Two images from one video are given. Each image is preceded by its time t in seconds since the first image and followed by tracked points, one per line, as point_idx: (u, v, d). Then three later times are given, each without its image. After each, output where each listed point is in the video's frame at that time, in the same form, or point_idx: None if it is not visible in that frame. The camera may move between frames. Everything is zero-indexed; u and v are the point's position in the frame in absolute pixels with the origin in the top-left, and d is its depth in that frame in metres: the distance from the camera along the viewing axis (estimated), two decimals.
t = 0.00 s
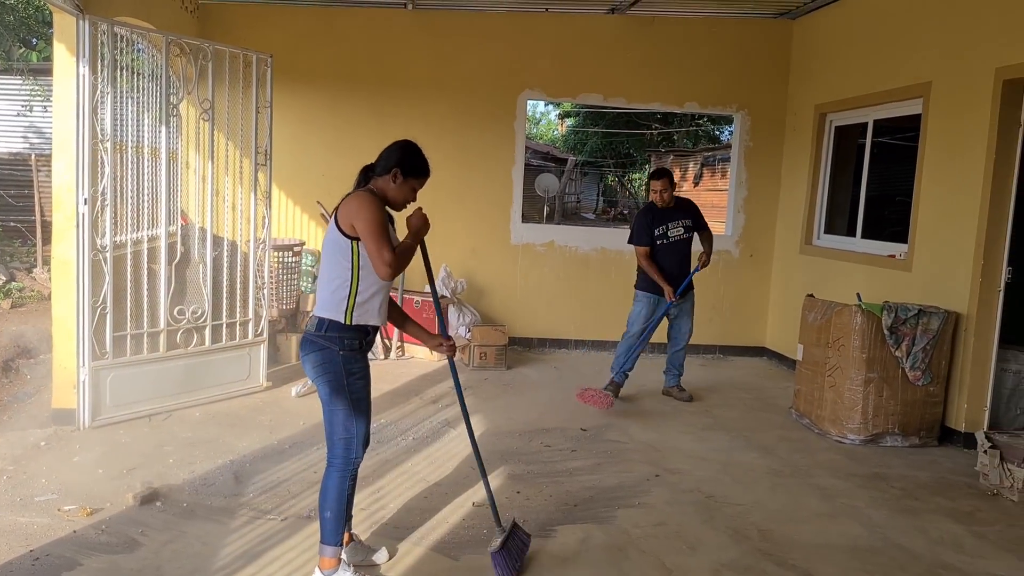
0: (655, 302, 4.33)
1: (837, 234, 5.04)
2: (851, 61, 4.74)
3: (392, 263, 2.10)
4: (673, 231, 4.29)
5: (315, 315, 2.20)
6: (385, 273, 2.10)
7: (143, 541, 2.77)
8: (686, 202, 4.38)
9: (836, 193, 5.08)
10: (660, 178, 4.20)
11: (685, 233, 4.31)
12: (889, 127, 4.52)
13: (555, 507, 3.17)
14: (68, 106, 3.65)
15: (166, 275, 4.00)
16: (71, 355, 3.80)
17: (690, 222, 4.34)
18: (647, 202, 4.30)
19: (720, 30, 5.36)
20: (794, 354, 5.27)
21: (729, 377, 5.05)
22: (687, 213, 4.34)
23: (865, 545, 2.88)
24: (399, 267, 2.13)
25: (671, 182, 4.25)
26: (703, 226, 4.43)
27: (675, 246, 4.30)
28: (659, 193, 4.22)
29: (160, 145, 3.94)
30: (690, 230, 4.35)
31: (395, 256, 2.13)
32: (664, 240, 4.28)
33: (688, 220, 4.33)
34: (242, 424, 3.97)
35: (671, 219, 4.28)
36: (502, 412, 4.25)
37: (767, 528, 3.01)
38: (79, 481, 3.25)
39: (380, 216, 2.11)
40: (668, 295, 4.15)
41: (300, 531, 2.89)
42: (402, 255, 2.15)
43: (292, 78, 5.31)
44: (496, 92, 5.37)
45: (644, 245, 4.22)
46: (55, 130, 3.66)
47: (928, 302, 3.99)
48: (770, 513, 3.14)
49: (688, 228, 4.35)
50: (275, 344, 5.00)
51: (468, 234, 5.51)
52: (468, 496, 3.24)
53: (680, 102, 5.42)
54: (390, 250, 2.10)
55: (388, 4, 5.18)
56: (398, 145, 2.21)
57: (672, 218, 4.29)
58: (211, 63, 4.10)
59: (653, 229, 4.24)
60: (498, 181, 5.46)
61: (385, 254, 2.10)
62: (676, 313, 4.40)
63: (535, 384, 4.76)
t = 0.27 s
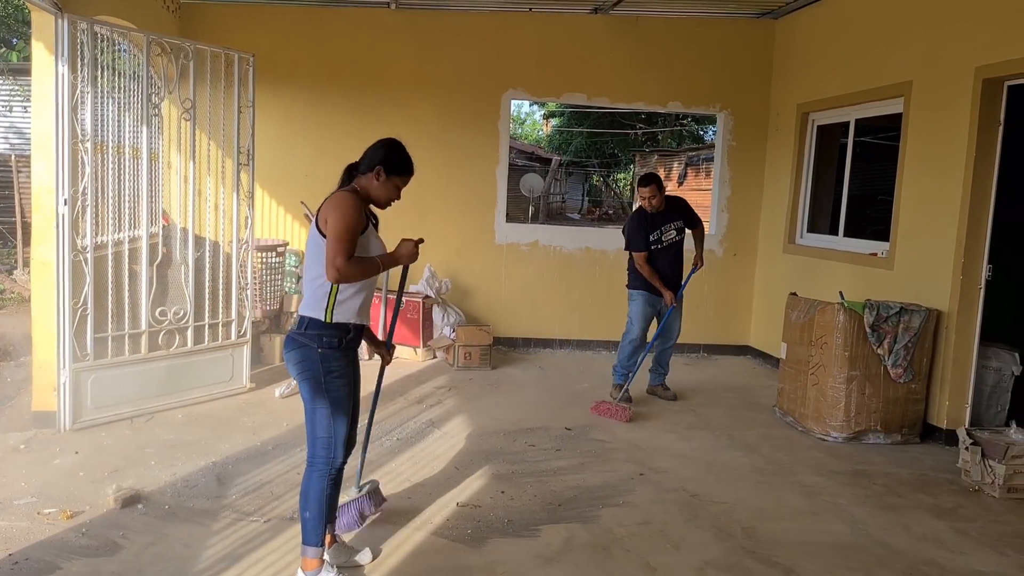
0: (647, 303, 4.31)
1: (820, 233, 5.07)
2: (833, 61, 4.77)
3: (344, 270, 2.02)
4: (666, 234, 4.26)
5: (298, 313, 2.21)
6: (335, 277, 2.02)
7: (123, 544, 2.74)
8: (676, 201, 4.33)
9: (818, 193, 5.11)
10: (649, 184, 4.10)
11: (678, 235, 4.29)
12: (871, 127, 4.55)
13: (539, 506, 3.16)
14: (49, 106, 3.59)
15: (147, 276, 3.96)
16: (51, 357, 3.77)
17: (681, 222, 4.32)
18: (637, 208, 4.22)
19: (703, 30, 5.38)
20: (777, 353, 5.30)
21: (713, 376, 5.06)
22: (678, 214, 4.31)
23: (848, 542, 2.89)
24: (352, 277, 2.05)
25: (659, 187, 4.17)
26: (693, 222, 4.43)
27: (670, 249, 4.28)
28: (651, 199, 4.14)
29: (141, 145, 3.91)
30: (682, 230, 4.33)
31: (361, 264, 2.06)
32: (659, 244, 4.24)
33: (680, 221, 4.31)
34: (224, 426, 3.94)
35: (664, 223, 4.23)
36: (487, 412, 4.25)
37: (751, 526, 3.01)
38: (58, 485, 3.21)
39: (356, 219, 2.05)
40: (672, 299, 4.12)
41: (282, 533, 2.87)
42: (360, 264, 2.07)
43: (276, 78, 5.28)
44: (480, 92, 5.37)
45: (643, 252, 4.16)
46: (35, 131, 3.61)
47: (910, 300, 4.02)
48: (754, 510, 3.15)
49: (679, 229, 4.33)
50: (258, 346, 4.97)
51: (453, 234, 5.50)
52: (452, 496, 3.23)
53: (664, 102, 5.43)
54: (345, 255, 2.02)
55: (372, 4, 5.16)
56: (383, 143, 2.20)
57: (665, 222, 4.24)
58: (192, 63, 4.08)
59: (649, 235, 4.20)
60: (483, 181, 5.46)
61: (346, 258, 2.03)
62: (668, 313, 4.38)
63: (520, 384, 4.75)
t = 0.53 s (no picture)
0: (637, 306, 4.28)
1: (813, 231, 5.08)
2: (824, 59, 4.78)
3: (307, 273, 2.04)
4: (653, 241, 4.23)
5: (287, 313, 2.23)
6: (301, 283, 2.05)
7: (116, 545, 2.73)
8: (663, 206, 4.29)
9: (811, 191, 5.12)
10: (632, 192, 4.03)
11: (665, 242, 4.26)
12: (863, 125, 4.57)
13: (533, 505, 3.16)
14: (40, 106, 3.60)
15: (140, 277, 3.95)
16: (43, 358, 3.76)
17: (669, 228, 4.27)
18: (623, 215, 4.18)
19: (695, 29, 5.39)
20: (770, 351, 5.31)
21: (707, 374, 5.07)
22: (665, 220, 4.26)
23: (842, 539, 2.89)
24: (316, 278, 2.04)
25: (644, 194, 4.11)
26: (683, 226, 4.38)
27: (657, 256, 4.25)
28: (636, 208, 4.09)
29: (132, 144, 3.90)
30: (670, 236, 4.29)
31: (325, 263, 2.05)
32: (645, 252, 4.22)
33: (667, 227, 4.26)
34: (218, 426, 3.94)
35: (650, 230, 4.19)
36: (480, 411, 4.24)
37: (744, 524, 3.01)
38: (51, 486, 3.20)
39: (317, 218, 2.05)
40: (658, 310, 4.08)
41: (276, 534, 2.86)
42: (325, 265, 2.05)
43: (267, 77, 5.27)
44: (473, 91, 5.36)
45: (627, 260, 4.14)
46: (26, 130, 3.62)
47: (902, 298, 4.03)
48: (748, 508, 3.16)
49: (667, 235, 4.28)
50: (251, 346, 4.96)
51: (446, 233, 5.49)
52: (445, 496, 3.22)
53: (656, 100, 5.43)
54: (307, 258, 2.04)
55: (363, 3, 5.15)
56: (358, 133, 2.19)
57: (652, 230, 4.20)
58: (183, 62, 4.07)
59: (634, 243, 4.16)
60: (476, 180, 5.45)
61: (308, 262, 2.04)
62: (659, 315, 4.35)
63: (514, 383, 4.75)
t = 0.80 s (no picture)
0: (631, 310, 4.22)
1: (806, 231, 5.09)
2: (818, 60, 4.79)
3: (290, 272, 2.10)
4: (637, 247, 4.15)
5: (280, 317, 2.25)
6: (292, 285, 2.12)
7: (111, 548, 2.72)
8: (654, 211, 4.17)
9: (804, 192, 5.13)
10: (615, 196, 3.96)
11: (649, 250, 4.15)
12: (856, 126, 4.59)
13: (528, 506, 3.16)
14: (33, 108, 3.59)
15: (134, 279, 3.94)
16: (37, 361, 3.75)
17: (655, 236, 4.16)
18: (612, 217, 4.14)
19: (688, 30, 5.40)
20: (764, 351, 5.33)
21: (701, 375, 5.08)
22: (652, 227, 4.15)
23: (836, 539, 2.90)
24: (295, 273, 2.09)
25: (629, 200, 4.01)
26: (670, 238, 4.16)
27: (640, 264, 4.16)
28: (619, 213, 4.03)
29: (126, 147, 3.89)
30: (656, 245, 4.17)
31: (297, 256, 2.09)
32: (628, 258, 4.17)
33: (653, 235, 4.15)
34: (213, 428, 3.93)
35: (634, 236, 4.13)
36: (475, 412, 4.25)
37: (739, 524, 3.02)
38: (45, 489, 3.19)
39: (288, 218, 2.11)
40: (603, 320, 4.09)
41: (272, 535, 2.86)
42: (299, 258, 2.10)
43: (261, 79, 5.27)
44: (467, 92, 5.37)
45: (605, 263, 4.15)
46: (19, 132, 3.62)
47: (894, 298, 4.05)
48: (742, 508, 3.16)
49: (654, 242, 4.16)
50: (246, 348, 4.96)
51: (441, 234, 5.50)
52: (441, 497, 3.22)
53: (650, 101, 5.44)
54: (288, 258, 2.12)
55: (357, 4, 5.15)
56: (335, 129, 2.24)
57: (636, 236, 4.13)
58: (177, 64, 4.06)
59: (615, 247, 4.14)
60: (470, 181, 5.46)
61: (289, 262, 2.11)
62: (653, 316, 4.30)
63: (509, 384, 4.76)
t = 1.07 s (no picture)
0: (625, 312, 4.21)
1: (801, 232, 5.10)
2: (812, 61, 4.80)
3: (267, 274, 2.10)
4: (635, 244, 4.14)
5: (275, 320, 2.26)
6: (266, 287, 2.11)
7: (105, 553, 2.71)
8: (649, 206, 4.18)
9: (798, 193, 5.14)
10: (609, 194, 3.92)
11: (648, 245, 4.16)
12: (850, 127, 4.60)
13: (524, 508, 3.16)
14: (25, 111, 3.57)
15: (128, 282, 3.93)
16: (30, 364, 3.73)
17: (653, 231, 4.17)
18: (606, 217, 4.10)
19: (682, 31, 5.40)
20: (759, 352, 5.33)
21: (696, 376, 5.08)
22: (650, 222, 4.16)
23: (832, 540, 2.90)
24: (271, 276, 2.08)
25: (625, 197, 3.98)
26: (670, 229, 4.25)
27: (639, 260, 4.16)
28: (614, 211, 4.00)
29: (119, 149, 3.87)
30: (655, 239, 4.18)
31: (276, 259, 2.09)
32: (627, 255, 4.15)
33: (651, 230, 4.16)
34: (207, 431, 3.91)
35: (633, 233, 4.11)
36: (471, 414, 4.24)
37: (735, 526, 3.02)
38: (39, 493, 3.17)
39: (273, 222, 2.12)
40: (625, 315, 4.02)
41: (267, 539, 2.85)
42: (276, 261, 2.09)
43: (255, 81, 5.26)
44: (461, 94, 5.36)
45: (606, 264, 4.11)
46: (10, 134, 3.60)
47: (889, 299, 4.05)
48: (738, 510, 3.16)
49: (652, 237, 4.17)
50: (241, 351, 4.95)
51: (436, 236, 5.49)
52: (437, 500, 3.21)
53: (644, 103, 5.44)
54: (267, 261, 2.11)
55: (351, 6, 5.15)
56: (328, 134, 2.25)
57: (634, 232, 4.12)
58: (170, 66, 4.05)
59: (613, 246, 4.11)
60: (465, 182, 5.45)
61: (266, 265, 2.11)
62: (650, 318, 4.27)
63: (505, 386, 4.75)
